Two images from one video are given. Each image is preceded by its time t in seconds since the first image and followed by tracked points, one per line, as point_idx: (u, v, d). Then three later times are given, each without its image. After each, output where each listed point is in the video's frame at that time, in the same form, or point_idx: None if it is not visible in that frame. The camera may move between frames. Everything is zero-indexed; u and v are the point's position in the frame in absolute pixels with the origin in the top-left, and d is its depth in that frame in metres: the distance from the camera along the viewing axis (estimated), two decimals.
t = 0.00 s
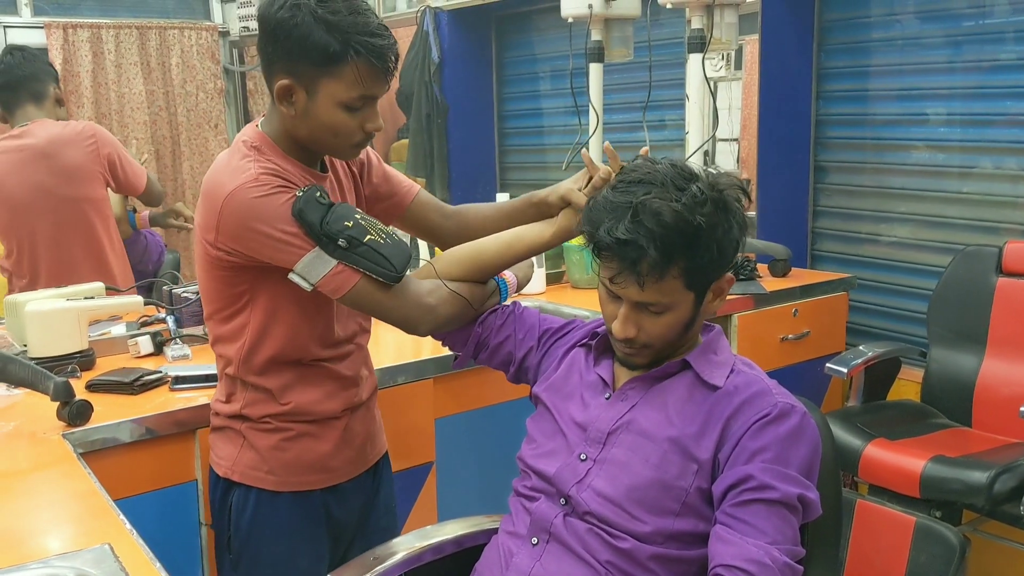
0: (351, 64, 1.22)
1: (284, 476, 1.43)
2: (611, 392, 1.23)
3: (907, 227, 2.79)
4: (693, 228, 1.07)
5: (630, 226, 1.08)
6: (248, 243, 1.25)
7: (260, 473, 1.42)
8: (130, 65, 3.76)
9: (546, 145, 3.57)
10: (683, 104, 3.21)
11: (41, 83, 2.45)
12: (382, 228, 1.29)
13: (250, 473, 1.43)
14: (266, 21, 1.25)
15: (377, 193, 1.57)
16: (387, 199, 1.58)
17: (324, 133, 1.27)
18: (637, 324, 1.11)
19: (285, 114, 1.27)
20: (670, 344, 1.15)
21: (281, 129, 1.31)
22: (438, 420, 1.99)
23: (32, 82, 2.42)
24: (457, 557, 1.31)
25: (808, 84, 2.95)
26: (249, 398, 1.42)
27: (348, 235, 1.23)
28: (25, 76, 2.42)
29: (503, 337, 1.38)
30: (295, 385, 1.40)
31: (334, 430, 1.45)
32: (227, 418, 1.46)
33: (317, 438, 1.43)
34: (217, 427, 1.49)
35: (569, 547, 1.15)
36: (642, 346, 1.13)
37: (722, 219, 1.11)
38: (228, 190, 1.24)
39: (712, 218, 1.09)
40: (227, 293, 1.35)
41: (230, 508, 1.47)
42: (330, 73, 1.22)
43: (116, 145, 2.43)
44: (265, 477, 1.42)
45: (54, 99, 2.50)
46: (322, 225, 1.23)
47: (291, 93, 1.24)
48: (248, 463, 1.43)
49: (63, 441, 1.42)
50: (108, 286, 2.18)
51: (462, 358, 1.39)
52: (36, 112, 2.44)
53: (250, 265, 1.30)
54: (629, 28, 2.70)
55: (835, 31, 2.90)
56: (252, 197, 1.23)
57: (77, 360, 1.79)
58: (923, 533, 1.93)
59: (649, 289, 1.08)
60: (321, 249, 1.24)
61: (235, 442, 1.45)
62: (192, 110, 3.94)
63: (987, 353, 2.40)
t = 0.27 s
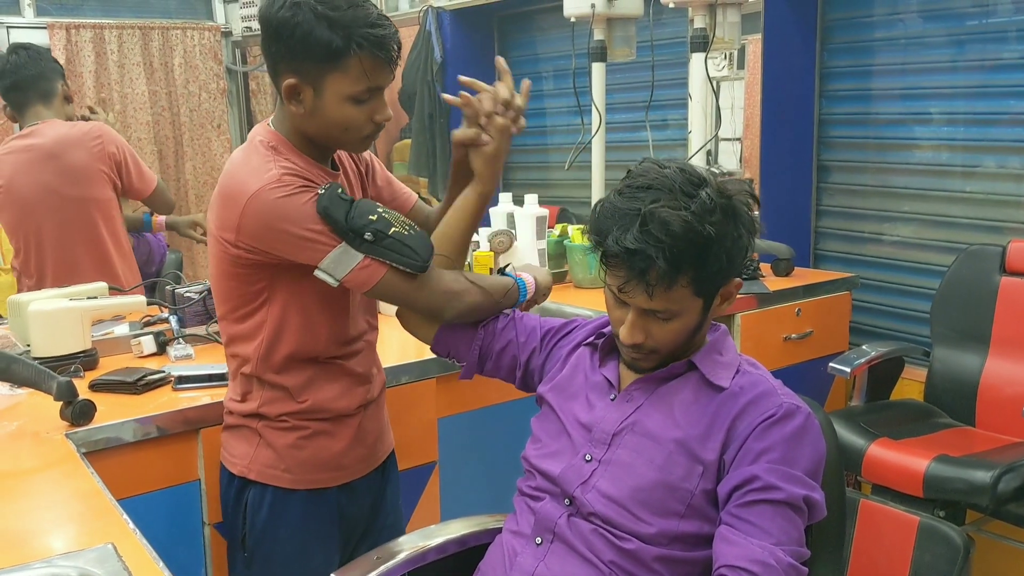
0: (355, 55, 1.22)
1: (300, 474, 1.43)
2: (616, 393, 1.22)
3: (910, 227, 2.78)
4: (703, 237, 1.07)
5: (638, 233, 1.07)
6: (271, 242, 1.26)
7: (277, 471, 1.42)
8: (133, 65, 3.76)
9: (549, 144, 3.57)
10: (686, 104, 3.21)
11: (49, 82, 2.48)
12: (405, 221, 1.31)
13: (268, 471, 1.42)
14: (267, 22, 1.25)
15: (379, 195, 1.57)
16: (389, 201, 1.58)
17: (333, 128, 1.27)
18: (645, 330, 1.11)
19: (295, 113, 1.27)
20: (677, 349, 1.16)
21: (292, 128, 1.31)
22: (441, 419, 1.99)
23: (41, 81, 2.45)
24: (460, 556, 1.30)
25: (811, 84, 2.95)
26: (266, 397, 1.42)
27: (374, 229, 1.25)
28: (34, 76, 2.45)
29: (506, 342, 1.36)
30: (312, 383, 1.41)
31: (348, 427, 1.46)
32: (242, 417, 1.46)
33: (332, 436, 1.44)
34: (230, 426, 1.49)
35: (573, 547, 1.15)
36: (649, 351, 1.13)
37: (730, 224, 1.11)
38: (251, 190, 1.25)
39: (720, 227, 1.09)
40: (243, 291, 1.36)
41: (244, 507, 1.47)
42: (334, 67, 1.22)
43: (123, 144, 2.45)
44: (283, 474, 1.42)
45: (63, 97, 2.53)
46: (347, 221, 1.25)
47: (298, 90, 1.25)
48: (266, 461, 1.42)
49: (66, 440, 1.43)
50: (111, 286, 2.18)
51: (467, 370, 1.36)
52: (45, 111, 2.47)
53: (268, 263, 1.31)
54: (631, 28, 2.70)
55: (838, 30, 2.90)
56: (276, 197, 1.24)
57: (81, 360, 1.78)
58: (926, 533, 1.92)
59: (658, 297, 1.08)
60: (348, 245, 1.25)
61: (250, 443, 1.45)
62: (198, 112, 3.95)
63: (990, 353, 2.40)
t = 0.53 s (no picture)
0: (358, 50, 1.23)
1: (317, 473, 1.43)
2: (618, 396, 1.22)
3: (913, 227, 2.78)
4: (713, 247, 1.07)
5: (649, 240, 1.07)
6: (284, 244, 1.26)
7: (292, 471, 1.42)
8: (135, 66, 3.77)
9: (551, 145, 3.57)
10: (688, 104, 3.20)
11: (55, 82, 2.48)
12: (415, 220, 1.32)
13: (283, 472, 1.43)
14: (266, 22, 1.25)
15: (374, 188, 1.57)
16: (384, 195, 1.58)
17: (336, 124, 1.27)
18: (650, 335, 1.11)
19: (297, 111, 1.27)
20: (679, 353, 1.16)
21: (294, 127, 1.31)
22: (442, 421, 1.99)
23: (45, 83, 2.46)
24: (462, 558, 1.31)
25: (813, 84, 2.95)
26: (280, 398, 1.42)
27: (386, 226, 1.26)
28: (38, 78, 2.45)
29: (506, 337, 1.36)
30: (325, 383, 1.41)
31: (361, 426, 1.46)
32: (254, 419, 1.46)
33: (346, 434, 1.44)
34: (242, 427, 1.49)
35: (575, 549, 1.15)
36: (653, 356, 1.14)
37: (739, 233, 1.11)
38: (262, 192, 1.25)
39: (729, 235, 1.09)
40: (254, 295, 1.36)
41: (260, 508, 1.47)
42: (337, 63, 1.22)
43: (125, 146, 2.41)
44: (300, 474, 1.42)
45: (68, 97, 2.54)
46: (359, 219, 1.26)
47: (301, 88, 1.24)
48: (281, 462, 1.43)
49: (69, 443, 1.43)
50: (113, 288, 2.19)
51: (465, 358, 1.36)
52: (49, 112, 2.48)
53: (280, 265, 1.31)
54: (633, 28, 2.69)
55: (840, 31, 2.90)
56: (288, 199, 1.24)
57: (83, 362, 1.79)
58: (929, 533, 1.92)
59: (665, 304, 1.08)
60: (361, 243, 1.26)
61: (265, 445, 1.45)
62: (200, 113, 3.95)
63: (993, 353, 2.39)
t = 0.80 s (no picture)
0: (371, 60, 1.22)
1: (314, 472, 1.43)
2: (616, 395, 1.23)
3: (915, 226, 2.78)
4: (711, 242, 1.07)
5: (647, 238, 1.07)
6: (282, 241, 1.26)
7: (291, 470, 1.42)
8: (136, 66, 3.77)
9: (553, 145, 3.57)
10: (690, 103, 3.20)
11: (65, 83, 2.48)
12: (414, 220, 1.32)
13: (281, 471, 1.43)
14: (286, 20, 1.25)
15: (383, 187, 1.56)
16: (392, 194, 1.58)
17: (344, 127, 1.27)
18: (649, 334, 1.11)
19: (307, 111, 1.27)
20: (679, 350, 1.16)
21: (303, 127, 1.31)
22: (444, 420, 1.99)
23: (53, 82, 2.46)
24: (464, 556, 1.31)
25: (815, 84, 2.94)
26: (278, 396, 1.42)
27: (383, 226, 1.26)
28: (46, 77, 2.45)
29: (507, 340, 1.37)
30: (323, 382, 1.41)
31: (359, 425, 1.46)
32: (253, 418, 1.46)
33: (344, 433, 1.44)
34: (241, 426, 1.49)
35: (576, 547, 1.15)
36: (652, 353, 1.13)
37: (736, 229, 1.11)
38: (261, 188, 1.25)
39: (727, 230, 1.09)
40: (253, 291, 1.36)
41: (257, 506, 1.47)
42: (350, 69, 1.22)
43: (133, 147, 2.45)
44: (297, 474, 1.42)
45: (77, 100, 2.54)
46: (356, 218, 1.26)
47: (312, 89, 1.25)
48: (279, 461, 1.43)
49: (71, 441, 1.43)
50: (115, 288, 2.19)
51: (464, 360, 1.39)
52: (58, 111, 2.48)
53: (278, 262, 1.31)
54: (634, 28, 2.69)
55: (842, 30, 2.89)
56: (285, 195, 1.24)
57: (85, 361, 1.78)
58: (931, 533, 1.92)
59: (665, 301, 1.08)
60: (356, 242, 1.26)
61: (262, 443, 1.45)
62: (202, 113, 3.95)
63: (995, 353, 2.39)
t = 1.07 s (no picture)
0: (371, 79, 1.22)
1: (314, 472, 1.43)
2: (617, 396, 1.23)
3: (915, 226, 2.78)
4: (710, 244, 1.07)
5: (645, 241, 1.07)
6: (281, 240, 1.26)
7: (290, 470, 1.43)
8: (138, 66, 3.77)
9: (553, 144, 3.58)
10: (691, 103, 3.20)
11: (67, 84, 2.50)
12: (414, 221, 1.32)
13: (281, 471, 1.43)
14: (296, 28, 1.25)
15: (386, 184, 1.56)
16: (397, 192, 1.57)
17: (344, 138, 1.27)
18: (649, 334, 1.11)
19: (309, 118, 1.27)
20: (680, 350, 1.16)
21: (306, 133, 1.32)
22: (445, 420, 1.99)
23: (57, 83, 2.47)
24: (465, 556, 1.31)
25: (816, 84, 2.94)
26: (278, 395, 1.42)
27: (378, 228, 1.26)
28: (50, 78, 2.46)
29: (509, 342, 1.37)
30: (323, 382, 1.41)
31: (359, 426, 1.46)
32: (253, 417, 1.47)
33: (344, 434, 1.44)
34: (242, 426, 1.50)
35: (578, 547, 1.15)
36: (653, 354, 1.14)
37: (735, 229, 1.10)
38: (260, 188, 1.25)
39: (725, 232, 1.09)
40: (254, 290, 1.36)
41: (257, 506, 1.48)
42: (351, 84, 1.22)
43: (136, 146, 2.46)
44: (297, 474, 1.43)
45: (77, 104, 2.56)
46: (352, 220, 1.26)
47: (313, 99, 1.25)
48: (278, 461, 1.43)
49: (73, 441, 1.43)
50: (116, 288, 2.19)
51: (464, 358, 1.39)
52: (60, 112, 2.49)
53: (278, 262, 1.31)
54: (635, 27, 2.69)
55: (843, 29, 2.89)
56: (284, 195, 1.25)
57: (87, 361, 1.79)
58: (931, 532, 1.92)
59: (664, 302, 1.08)
60: (353, 244, 1.26)
61: (262, 443, 1.45)
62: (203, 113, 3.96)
63: (996, 352, 2.39)
